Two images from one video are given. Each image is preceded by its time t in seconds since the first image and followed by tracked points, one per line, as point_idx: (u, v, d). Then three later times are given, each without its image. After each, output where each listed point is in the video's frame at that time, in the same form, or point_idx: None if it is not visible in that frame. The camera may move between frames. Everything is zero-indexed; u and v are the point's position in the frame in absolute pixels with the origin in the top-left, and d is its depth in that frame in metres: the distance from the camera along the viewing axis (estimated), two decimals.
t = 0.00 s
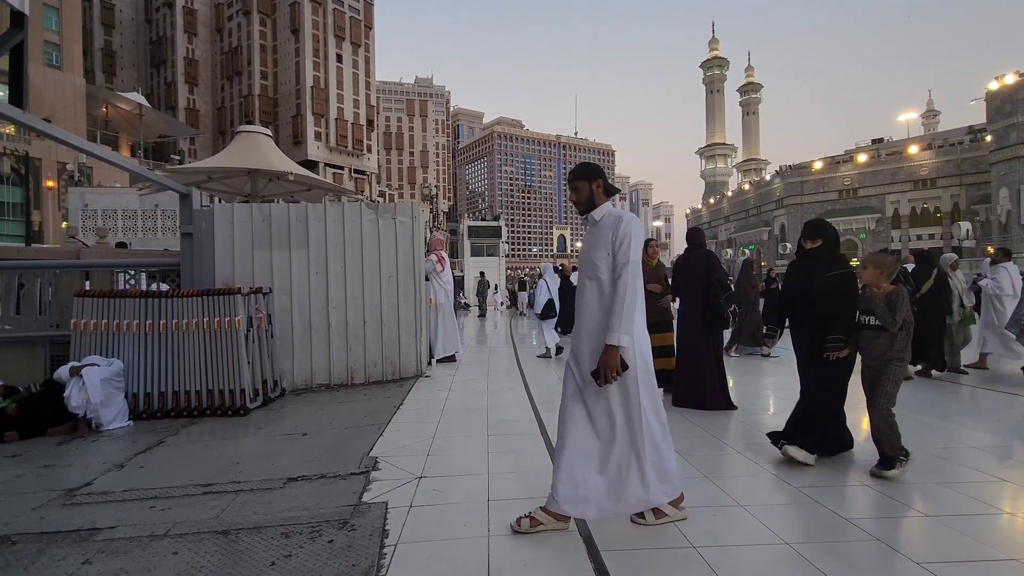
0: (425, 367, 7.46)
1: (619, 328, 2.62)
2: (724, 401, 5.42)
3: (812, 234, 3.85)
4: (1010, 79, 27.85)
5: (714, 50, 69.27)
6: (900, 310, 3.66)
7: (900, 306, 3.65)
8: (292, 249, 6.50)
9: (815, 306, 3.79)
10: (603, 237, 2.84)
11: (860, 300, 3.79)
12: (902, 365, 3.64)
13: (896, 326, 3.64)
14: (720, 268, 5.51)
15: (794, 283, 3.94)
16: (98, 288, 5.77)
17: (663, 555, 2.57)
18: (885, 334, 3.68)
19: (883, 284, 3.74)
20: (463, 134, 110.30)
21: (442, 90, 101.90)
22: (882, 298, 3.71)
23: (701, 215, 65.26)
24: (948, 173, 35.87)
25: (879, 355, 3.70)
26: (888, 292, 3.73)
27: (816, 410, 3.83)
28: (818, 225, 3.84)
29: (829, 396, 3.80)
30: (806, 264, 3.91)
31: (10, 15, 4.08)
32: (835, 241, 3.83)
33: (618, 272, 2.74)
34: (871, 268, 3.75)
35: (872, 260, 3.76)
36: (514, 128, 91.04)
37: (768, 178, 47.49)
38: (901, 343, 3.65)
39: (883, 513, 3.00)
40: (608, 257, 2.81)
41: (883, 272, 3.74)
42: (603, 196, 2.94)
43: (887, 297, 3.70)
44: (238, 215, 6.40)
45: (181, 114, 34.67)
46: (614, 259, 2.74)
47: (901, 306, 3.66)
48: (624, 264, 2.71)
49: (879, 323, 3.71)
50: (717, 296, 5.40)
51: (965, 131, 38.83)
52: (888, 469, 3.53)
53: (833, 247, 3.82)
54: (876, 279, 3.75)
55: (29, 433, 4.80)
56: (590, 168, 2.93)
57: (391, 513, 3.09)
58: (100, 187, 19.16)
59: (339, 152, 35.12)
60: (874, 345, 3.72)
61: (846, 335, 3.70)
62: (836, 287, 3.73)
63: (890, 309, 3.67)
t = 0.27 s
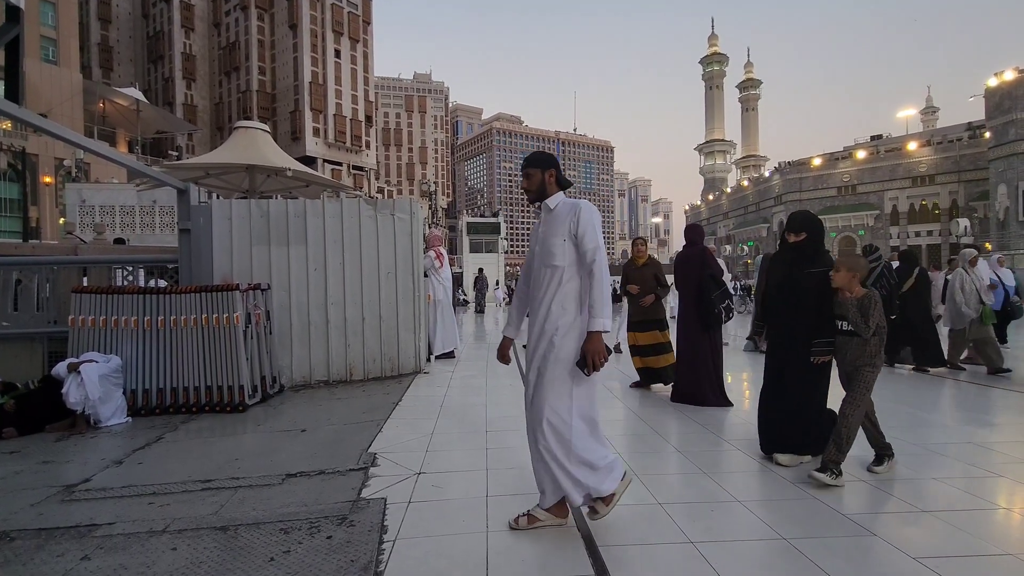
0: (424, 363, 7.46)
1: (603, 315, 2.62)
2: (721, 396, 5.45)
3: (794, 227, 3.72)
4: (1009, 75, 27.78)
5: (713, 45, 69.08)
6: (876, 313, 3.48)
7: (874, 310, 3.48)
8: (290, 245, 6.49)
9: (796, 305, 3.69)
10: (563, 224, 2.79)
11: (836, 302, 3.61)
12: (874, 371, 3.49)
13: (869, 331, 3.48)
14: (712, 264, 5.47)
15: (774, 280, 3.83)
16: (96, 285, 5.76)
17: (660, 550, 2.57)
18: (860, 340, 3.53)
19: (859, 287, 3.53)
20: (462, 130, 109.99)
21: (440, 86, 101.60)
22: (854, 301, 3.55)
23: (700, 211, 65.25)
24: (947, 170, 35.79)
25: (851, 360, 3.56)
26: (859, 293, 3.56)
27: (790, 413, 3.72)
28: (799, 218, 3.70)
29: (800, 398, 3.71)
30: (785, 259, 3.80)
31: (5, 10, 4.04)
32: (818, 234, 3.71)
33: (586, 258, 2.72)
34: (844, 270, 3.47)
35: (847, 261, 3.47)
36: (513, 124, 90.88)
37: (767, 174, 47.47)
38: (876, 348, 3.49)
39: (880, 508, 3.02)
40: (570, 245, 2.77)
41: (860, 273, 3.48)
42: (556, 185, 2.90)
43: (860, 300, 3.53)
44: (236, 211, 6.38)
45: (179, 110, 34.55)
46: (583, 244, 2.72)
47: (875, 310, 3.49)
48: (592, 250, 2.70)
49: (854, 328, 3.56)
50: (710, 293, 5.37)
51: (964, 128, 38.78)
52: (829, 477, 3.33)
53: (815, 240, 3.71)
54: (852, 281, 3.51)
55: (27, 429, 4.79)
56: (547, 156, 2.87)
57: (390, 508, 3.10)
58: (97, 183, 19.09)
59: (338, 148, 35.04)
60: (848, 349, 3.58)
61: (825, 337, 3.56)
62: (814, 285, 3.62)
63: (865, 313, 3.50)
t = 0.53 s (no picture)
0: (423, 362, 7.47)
1: (554, 322, 2.62)
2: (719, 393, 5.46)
3: (768, 223, 3.70)
4: (1009, 73, 27.73)
5: (713, 43, 69.03)
6: (843, 310, 3.29)
7: (841, 306, 3.28)
8: (289, 243, 6.48)
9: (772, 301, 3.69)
10: (520, 225, 2.77)
11: (807, 298, 3.50)
12: (840, 371, 3.29)
13: (832, 327, 3.30)
14: (710, 262, 5.42)
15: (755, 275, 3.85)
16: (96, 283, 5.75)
17: (660, 549, 2.57)
18: (826, 337, 3.36)
19: (828, 281, 3.34)
20: (461, 127, 109.77)
21: (440, 83, 101.42)
22: (823, 295, 3.39)
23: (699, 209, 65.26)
24: (946, 168, 35.75)
25: (817, 359, 3.41)
26: (831, 287, 3.36)
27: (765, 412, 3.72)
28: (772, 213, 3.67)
29: (776, 395, 3.69)
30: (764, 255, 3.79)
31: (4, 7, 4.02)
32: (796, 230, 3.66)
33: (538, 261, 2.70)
34: (812, 264, 3.35)
35: (817, 253, 3.33)
36: (513, 122, 90.79)
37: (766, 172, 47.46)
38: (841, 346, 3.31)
39: (880, 506, 3.02)
40: (524, 247, 2.75)
41: (827, 269, 3.33)
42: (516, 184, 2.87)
43: (829, 294, 3.35)
44: (235, 209, 6.38)
45: (178, 107, 34.51)
46: (538, 246, 2.70)
47: (843, 306, 3.29)
48: (544, 253, 2.68)
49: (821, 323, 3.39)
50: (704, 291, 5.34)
51: (963, 126, 38.78)
52: (823, 479, 3.30)
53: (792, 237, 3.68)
54: (821, 276, 3.35)
55: (26, 427, 4.79)
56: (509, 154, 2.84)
57: (389, 507, 3.10)
58: (97, 181, 19.06)
59: (337, 146, 35.00)
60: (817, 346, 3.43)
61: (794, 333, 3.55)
62: (786, 280, 3.63)
63: (831, 309, 3.33)
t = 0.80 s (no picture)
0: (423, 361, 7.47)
1: (494, 335, 2.51)
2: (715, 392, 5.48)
3: (732, 224, 3.59)
4: (1009, 72, 27.66)
5: (714, 42, 68.97)
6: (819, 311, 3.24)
7: (815, 307, 3.23)
8: (289, 242, 6.49)
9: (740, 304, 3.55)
10: (461, 233, 2.65)
11: (778, 301, 3.40)
12: (821, 374, 3.25)
13: (806, 328, 3.24)
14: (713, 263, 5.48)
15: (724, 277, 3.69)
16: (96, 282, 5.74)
17: (662, 548, 2.56)
18: (805, 340, 3.27)
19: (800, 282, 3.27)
20: (461, 126, 109.63)
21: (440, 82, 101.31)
22: (796, 297, 3.31)
23: (700, 209, 65.25)
24: (946, 167, 35.73)
25: (794, 364, 3.30)
26: (803, 289, 3.30)
27: (735, 418, 3.51)
28: (737, 214, 3.55)
29: (740, 398, 3.52)
30: (731, 256, 3.66)
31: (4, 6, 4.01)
32: (762, 230, 3.54)
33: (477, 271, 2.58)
34: (784, 264, 3.23)
35: (791, 255, 3.23)
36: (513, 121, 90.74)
37: (766, 171, 47.45)
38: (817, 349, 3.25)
39: (880, 505, 3.03)
40: (465, 252, 2.65)
41: (800, 270, 3.24)
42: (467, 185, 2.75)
43: (802, 296, 3.28)
44: (235, 208, 6.38)
45: (178, 106, 34.48)
46: (477, 256, 2.58)
47: (817, 306, 3.24)
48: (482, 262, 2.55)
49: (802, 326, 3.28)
50: (700, 291, 5.40)
51: (964, 125, 38.72)
52: (754, 477, 3.29)
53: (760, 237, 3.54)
54: (792, 277, 3.26)
55: (27, 426, 4.80)
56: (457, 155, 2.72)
57: (389, 505, 3.10)
58: (97, 180, 19.01)
59: (337, 145, 34.97)
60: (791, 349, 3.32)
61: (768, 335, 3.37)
62: (755, 281, 3.49)
63: (807, 310, 3.25)
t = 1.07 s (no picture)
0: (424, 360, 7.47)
1: (393, 331, 2.39)
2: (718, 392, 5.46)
3: (697, 218, 3.59)
4: (1010, 72, 27.64)
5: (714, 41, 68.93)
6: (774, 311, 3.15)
7: (770, 307, 3.13)
8: (289, 241, 6.49)
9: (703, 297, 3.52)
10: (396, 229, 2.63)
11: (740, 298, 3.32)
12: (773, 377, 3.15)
13: (756, 328, 3.15)
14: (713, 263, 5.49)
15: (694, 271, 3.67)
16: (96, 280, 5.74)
17: (661, 547, 2.57)
18: (762, 340, 3.17)
19: (757, 282, 3.19)
20: (461, 125, 109.41)
21: (440, 81, 101.16)
22: (749, 297, 3.23)
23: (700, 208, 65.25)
24: (947, 167, 35.74)
25: (749, 362, 3.22)
26: (759, 288, 3.20)
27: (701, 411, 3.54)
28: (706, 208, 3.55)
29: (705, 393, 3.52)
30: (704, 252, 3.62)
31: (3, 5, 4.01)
32: (729, 224, 3.56)
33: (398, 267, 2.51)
34: (744, 263, 3.17)
35: (754, 254, 3.15)
36: (513, 120, 90.75)
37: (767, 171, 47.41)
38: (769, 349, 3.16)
39: (878, 504, 3.03)
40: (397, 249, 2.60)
41: (759, 268, 3.17)
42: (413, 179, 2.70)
43: (755, 295, 3.20)
44: (236, 207, 6.38)
45: (178, 105, 34.46)
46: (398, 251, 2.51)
47: (768, 307, 3.15)
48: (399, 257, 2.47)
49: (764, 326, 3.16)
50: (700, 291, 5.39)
51: (965, 125, 38.72)
52: (737, 488, 3.16)
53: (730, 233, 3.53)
54: (752, 276, 3.19)
55: (26, 424, 4.80)
56: (397, 148, 2.66)
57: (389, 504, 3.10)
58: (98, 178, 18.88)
59: (337, 144, 34.95)
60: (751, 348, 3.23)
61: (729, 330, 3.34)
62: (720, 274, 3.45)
63: (762, 310, 3.15)
